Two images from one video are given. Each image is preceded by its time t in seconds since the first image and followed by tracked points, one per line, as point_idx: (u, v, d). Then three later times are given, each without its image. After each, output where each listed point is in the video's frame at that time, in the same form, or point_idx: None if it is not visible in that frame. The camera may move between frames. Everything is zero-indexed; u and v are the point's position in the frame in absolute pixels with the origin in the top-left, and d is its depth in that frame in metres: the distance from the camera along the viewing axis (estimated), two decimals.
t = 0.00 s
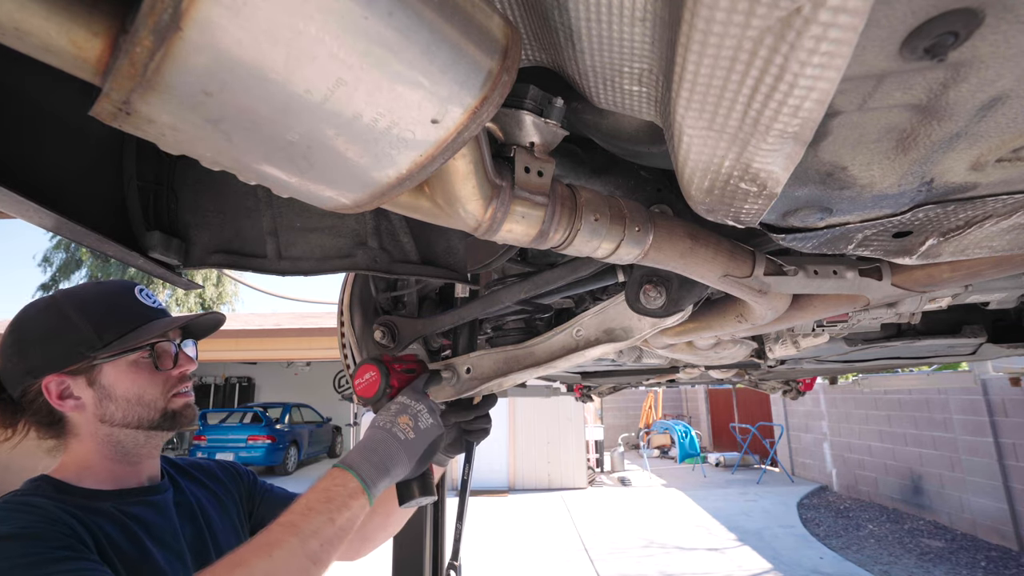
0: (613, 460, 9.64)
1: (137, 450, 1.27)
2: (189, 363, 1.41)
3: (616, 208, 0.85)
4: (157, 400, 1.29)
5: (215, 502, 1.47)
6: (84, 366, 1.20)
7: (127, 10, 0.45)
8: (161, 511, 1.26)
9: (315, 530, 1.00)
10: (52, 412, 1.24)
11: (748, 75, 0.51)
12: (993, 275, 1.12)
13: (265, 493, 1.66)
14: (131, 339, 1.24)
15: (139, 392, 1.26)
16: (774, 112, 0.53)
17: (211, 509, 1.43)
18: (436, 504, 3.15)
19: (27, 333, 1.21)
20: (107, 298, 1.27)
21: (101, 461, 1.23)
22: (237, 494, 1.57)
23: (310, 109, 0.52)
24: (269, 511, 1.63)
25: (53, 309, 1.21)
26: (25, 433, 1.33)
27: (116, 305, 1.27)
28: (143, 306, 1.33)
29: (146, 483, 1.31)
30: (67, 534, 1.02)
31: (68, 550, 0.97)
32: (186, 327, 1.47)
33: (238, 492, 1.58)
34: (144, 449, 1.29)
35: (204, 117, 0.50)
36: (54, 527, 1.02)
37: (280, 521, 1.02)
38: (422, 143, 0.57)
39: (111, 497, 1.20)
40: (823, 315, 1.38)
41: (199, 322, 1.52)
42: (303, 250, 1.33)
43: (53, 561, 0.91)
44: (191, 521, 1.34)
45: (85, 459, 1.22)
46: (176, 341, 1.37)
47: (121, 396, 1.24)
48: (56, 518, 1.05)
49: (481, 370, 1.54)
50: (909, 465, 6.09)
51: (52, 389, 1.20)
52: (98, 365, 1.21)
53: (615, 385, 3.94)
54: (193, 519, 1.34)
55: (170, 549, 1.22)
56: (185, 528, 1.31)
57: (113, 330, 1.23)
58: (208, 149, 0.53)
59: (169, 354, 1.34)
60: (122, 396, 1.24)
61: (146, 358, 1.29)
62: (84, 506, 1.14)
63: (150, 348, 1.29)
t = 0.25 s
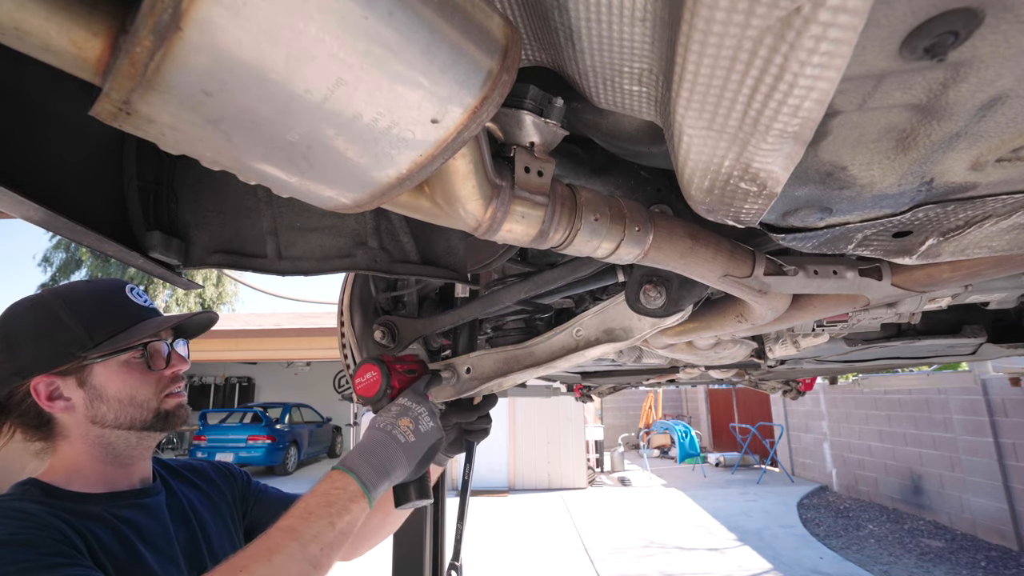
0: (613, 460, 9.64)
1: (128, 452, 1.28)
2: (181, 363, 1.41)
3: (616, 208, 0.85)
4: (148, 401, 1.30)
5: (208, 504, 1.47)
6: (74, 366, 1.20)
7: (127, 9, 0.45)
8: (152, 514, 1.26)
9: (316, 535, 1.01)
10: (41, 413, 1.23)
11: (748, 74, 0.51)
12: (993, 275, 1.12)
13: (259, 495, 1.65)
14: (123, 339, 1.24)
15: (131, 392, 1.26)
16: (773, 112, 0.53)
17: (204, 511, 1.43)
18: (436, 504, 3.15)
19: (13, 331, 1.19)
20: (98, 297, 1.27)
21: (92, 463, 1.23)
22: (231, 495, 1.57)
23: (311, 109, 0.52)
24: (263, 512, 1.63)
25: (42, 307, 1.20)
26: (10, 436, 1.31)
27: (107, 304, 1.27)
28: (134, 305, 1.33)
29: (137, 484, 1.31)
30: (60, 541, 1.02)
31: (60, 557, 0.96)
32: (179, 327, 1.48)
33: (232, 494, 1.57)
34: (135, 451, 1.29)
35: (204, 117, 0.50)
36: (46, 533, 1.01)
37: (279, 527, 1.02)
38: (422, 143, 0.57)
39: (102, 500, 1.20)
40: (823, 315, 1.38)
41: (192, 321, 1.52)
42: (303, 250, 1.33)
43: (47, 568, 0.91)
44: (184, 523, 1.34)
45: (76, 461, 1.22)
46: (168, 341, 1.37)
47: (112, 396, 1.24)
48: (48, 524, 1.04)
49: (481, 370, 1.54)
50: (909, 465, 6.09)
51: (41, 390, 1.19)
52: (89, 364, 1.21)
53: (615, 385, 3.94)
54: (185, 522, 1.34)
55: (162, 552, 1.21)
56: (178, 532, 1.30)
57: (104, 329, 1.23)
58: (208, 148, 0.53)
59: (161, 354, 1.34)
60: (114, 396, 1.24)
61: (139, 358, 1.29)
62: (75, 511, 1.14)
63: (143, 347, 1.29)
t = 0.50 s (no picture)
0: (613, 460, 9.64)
1: (126, 452, 1.28)
2: (179, 362, 1.41)
3: (616, 208, 0.85)
4: (147, 400, 1.30)
5: (205, 504, 1.47)
6: (71, 366, 1.20)
7: (127, 9, 0.45)
8: (149, 516, 1.26)
9: (314, 541, 1.01)
10: (37, 411, 1.22)
11: (748, 74, 0.51)
12: (993, 275, 1.12)
13: (257, 495, 1.65)
14: (121, 337, 1.24)
15: (129, 392, 1.27)
16: (773, 113, 0.53)
17: (201, 512, 1.43)
18: (436, 504, 3.16)
19: (6, 331, 1.19)
20: (95, 297, 1.27)
21: (89, 463, 1.24)
22: (228, 495, 1.57)
23: (311, 109, 0.52)
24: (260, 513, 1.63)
25: (37, 307, 1.20)
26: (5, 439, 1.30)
27: (104, 304, 1.27)
28: (131, 305, 1.33)
29: (134, 485, 1.31)
30: (57, 545, 1.02)
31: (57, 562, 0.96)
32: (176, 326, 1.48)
33: (229, 494, 1.57)
34: (133, 451, 1.30)
35: (204, 117, 0.50)
36: (42, 537, 1.01)
37: (278, 533, 1.02)
38: (422, 143, 0.57)
39: (98, 502, 1.20)
40: (823, 316, 1.38)
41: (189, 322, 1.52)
42: (303, 250, 1.33)
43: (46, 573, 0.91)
44: (181, 525, 1.34)
45: (72, 461, 1.22)
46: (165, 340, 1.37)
47: (110, 396, 1.24)
48: (45, 528, 1.04)
49: (481, 370, 1.54)
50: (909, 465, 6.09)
51: (38, 389, 1.19)
52: (86, 364, 1.21)
53: (615, 385, 3.94)
54: (181, 523, 1.34)
55: (158, 554, 1.21)
56: (175, 533, 1.30)
57: (102, 328, 1.23)
58: (208, 148, 0.53)
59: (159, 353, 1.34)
60: (111, 396, 1.24)
61: (137, 358, 1.29)
62: (71, 514, 1.14)
63: (141, 346, 1.29)
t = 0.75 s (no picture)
0: (613, 460, 9.64)
1: (124, 452, 1.28)
2: (179, 362, 1.42)
3: (616, 208, 0.85)
4: (147, 400, 1.30)
5: (203, 504, 1.47)
6: (71, 365, 1.20)
7: (128, 10, 0.45)
8: (146, 516, 1.26)
9: (305, 541, 1.02)
10: (36, 411, 1.22)
11: (748, 74, 0.51)
12: (993, 274, 1.12)
13: (255, 494, 1.65)
14: (122, 337, 1.24)
15: (128, 392, 1.27)
16: (773, 113, 0.53)
17: (199, 511, 1.43)
18: (436, 504, 3.16)
19: (5, 330, 1.18)
20: (95, 297, 1.27)
21: (87, 463, 1.24)
22: (227, 495, 1.57)
23: (311, 109, 0.52)
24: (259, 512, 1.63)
25: (37, 306, 1.20)
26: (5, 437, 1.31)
27: (104, 304, 1.27)
28: (132, 305, 1.33)
29: (132, 485, 1.31)
30: (53, 545, 1.01)
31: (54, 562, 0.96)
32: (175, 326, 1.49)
33: (228, 494, 1.57)
34: (132, 451, 1.29)
35: (203, 118, 0.50)
36: (38, 538, 1.01)
37: (269, 532, 1.04)
38: (422, 143, 0.57)
39: (96, 501, 1.20)
40: (823, 315, 1.38)
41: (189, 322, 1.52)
42: (303, 249, 1.33)
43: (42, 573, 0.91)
44: (179, 524, 1.34)
45: (71, 461, 1.22)
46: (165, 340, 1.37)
47: (109, 396, 1.24)
48: (41, 528, 1.04)
49: (481, 370, 1.55)
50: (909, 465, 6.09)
51: (37, 389, 1.19)
52: (86, 364, 1.21)
53: (615, 385, 3.94)
54: (178, 520, 1.34)
55: (158, 554, 1.22)
56: (173, 534, 1.31)
57: (102, 328, 1.23)
58: (208, 148, 0.53)
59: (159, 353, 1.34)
60: (111, 396, 1.24)
61: (137, 358, 1.29)
62: (68, 514, 1.14)
63: (141, 346, 1.29)
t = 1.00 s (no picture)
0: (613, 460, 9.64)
1: (123, 450, 1.28)
2: (177, 361, 1.42)
3: (616, 208, 0.85)
4: (146, 398, 1.30)
5: (200, 506, 1.47)
6: (70, 364, 1.20)
7: (127, 9, 0.45)
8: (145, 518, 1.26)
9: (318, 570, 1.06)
10: (35, 411, 1.22)
11: (748, 74, 0.51)
12: (993, 275, 1.12)
13: (252, 497, 1.65)
14: (121, 335, 1.25)
15: (128, 388, 1.27)
16: (773, 112, 0.53)
17: (196, 513, 1.43)
18: (436, 505, 3.17)
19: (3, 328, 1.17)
20: (92, 295, 1.27)
21: (86, 462, 1.23)
22: (223, 496, 1.57)
23: (311, 109, 0.52)
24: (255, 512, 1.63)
25: (35, 305, 1.19)
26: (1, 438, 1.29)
27: (102, 303, 1.28)
28: (128, 305, 1.33)
29: (131, 485, 1.31)
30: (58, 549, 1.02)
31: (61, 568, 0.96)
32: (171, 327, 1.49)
33: (223, 496, 1.57)
34: (130, 450, 1.30)
35: (203, 117, 0.50)
36: (41, 545, 1.00)
37: (281, 564, 1.07)
38: (422, 143, 0.57)
39: (96, 502, 1.20)
40: (823, 315, 1.38)
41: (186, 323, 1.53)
42: (303, 249, 1.33)
43: None
44: (179, 527, 1.34)
45: (70, 461, 1.22)
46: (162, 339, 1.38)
47: (109, 393, 1.24)
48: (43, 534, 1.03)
49: (481, 370, 1.55)
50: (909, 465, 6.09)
51: (37, 387, 1.19)
52: (84, 362, 1.21)
53: (615, 385, 3.94)
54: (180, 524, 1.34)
55: (160, 553, 1.22)
56: (173, 532, 1.31)
57: (100, 325, 1.24)
58: (207, 148, 0.53)
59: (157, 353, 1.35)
60: (110, 393, 1.24)
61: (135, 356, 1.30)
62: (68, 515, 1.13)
63: (138, 346, 1.30)
